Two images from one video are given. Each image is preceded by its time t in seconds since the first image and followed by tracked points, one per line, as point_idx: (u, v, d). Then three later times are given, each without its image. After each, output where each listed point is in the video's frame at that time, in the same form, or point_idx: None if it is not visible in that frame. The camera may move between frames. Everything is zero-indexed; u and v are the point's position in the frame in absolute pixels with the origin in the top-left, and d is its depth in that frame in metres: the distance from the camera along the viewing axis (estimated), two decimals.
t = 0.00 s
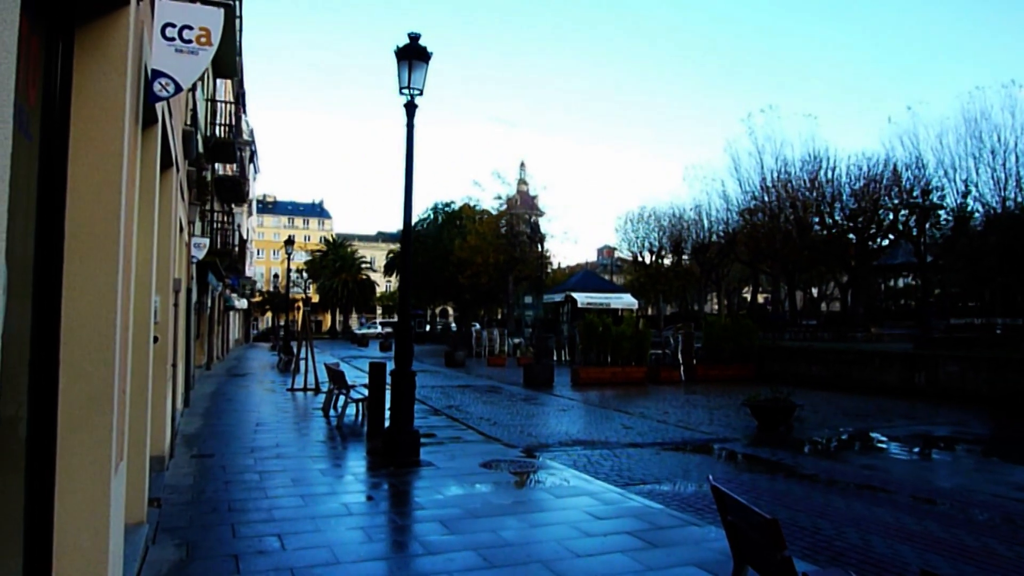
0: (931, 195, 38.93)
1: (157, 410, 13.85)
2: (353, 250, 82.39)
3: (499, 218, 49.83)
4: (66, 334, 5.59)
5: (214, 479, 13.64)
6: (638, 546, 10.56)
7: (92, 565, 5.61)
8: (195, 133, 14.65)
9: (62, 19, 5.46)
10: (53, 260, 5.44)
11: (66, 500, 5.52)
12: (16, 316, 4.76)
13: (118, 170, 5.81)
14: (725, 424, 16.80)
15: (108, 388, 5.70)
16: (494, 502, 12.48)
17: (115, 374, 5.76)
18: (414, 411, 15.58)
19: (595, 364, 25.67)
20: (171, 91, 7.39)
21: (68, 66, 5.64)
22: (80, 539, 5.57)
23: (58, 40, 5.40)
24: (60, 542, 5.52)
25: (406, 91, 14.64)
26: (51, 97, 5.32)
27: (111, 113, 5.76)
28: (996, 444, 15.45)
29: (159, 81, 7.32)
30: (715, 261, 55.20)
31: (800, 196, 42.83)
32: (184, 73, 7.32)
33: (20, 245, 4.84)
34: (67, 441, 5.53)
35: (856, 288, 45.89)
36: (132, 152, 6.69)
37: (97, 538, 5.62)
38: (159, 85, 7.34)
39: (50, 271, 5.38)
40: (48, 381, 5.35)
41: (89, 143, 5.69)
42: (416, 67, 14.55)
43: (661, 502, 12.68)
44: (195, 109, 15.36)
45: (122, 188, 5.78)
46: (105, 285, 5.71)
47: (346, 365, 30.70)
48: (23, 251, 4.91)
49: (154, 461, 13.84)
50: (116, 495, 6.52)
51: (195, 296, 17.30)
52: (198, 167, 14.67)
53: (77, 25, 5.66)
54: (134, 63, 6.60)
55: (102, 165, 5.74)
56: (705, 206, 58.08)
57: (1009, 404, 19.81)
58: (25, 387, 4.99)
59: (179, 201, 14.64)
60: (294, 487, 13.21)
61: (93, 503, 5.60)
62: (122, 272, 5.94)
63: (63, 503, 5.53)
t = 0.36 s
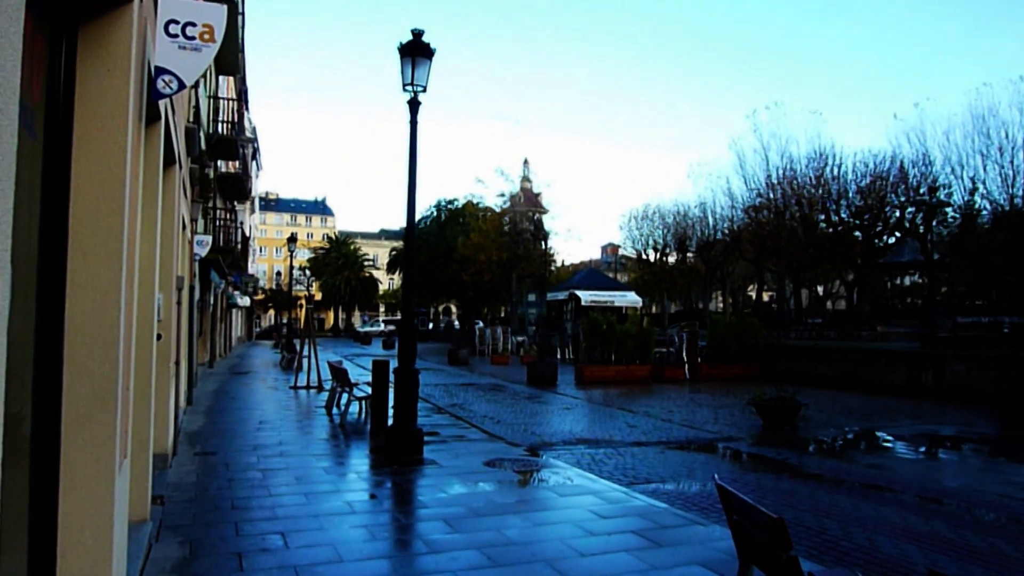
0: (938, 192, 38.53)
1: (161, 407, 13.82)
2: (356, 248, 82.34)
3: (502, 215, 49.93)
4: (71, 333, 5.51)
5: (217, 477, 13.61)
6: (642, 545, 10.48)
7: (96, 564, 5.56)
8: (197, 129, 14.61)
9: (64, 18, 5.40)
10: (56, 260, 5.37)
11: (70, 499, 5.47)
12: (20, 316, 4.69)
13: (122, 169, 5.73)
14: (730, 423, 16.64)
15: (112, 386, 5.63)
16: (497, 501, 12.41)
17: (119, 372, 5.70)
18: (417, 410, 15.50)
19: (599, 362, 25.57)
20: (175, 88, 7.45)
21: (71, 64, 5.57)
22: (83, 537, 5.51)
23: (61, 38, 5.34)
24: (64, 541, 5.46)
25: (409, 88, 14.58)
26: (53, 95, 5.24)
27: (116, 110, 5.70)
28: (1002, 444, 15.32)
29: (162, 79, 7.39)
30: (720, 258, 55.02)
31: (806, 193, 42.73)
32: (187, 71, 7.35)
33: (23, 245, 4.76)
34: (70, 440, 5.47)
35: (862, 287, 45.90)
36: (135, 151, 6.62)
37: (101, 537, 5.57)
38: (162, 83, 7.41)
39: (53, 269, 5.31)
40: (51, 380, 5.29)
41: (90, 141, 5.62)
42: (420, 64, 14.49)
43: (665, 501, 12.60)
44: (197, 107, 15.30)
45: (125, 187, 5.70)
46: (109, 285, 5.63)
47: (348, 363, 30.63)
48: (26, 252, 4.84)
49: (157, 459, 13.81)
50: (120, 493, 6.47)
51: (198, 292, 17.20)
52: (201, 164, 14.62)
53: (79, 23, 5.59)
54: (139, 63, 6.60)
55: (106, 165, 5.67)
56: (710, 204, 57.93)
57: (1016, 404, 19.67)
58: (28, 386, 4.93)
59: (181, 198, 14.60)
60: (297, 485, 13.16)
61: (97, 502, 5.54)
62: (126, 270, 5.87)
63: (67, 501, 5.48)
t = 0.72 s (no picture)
0: (956, 189, 38.09)
1: (162, 409, 13.55)
2: (360, 246, 81.86)
3: (509, 213, 49.57)
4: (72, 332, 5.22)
5: (218, 480, 13.33)
6: (652, 550, 10.16)
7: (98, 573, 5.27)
8: (200, 126, 14.34)
9: (62, 12, 5.10)
10: (55, 260, 5.08)
11: (69, 504, 5.18)
12: (19, 320, 4.42)
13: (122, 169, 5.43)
14: (742, 425, 16.20)
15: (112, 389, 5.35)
16: (504, 505, 12.09)
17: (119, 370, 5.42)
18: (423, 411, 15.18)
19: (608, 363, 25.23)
20: (177, 83, 7.10)
21: (69, 58, 5.26)
22: (86, 541, 5.22)
23: (60, 33, 5.06)
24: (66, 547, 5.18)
25: (415, 83, 14.29)
26: (52, 84, 4.97)
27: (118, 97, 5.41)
28: (1022, 447, 14.94)
29: (164, 74, 7.04)
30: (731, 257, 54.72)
31: (820, 190, 42.16)
32: (190, 66, 7.02)
33: (22, 239, 4.48)
34: (71, 444, 5.19)
35: (879, 286, 45.65)
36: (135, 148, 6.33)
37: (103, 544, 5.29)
38: (163, 78, 7.06)
39: (52, 263, 5.03)
40: (51, 382, 5.00)
41: (91, 130, 5.33)
42: (425, 58, 14.22)
43: (676, 505, 12.27)
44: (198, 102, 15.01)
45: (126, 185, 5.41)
46: (108, 287, 5.34)
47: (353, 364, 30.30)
48: (24, 252, 4.56)
49: (158, 462, 13.55)
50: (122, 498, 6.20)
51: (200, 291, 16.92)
52: (202, 161, 14.33)
53: (78, 18, 5.28)
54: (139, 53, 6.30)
55: (103, 163, 5.36)
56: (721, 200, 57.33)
57: None
58: (28, 387, 4.64)
59: (183, 196, 14.33)
60: (301, 488, 12.86)
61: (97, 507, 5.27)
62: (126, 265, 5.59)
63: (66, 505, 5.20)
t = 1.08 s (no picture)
0: (977, 184, 37.39)
1: (155, 412, 13.07)
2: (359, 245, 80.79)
3: (513, 210, 48.92)
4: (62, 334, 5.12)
5: (214, 486, 12.85)
6: (661, 558, 9.66)
7: None
8: (194, 121, 13.88)
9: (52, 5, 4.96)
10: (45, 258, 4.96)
11: (59, 508, 5.08)
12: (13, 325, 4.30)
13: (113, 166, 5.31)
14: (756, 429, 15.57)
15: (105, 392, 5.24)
16: (509, 512, 11.60)
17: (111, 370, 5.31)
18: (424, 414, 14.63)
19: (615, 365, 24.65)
20: (170, 79, 6.65)
21: (61, 53, 5.13)
22: (76, 549, 5.14)
23: (51, 27, 4.95)
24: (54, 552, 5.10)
25: (416, 77, 13.87)
26: (45, 81, 4.85)
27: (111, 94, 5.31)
28: None
29: (157, 68, 6.60)
30: (743, 256, 54.09)
31: (835, 185, 41.41)
32: (185, 61, 6.57)
33: (13, 235, 4.32)
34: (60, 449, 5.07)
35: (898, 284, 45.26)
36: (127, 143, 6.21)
37: (93, 548, 5.19)
38: (156, 73, 6.61)
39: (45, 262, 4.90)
40: (42, 385, 4.90)
41: (87, 130, 5.23)
42: (427, 50, 13.78)
43: (687, 512, 11.75)
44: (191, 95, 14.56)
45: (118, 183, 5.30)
46: (98, 284, 5.23)
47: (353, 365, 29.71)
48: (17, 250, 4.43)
49: (151, 467, 13.09)
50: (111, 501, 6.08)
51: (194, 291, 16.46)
52: (197, 157, 13.87)
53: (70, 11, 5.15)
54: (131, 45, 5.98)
55: (96, 159, 5.24)
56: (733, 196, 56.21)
57: None
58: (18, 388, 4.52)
59: (177, 194, 13.85)
60: (298, 495, 12.40)
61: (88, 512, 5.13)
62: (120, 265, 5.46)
63: (57, 510, 5.09)
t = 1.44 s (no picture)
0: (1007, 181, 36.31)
1: (140, 419, 12.32)
2: (356, 245, 78.91)
3: (517, 207, 46.91)
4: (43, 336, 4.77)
5: (200, 497, 12.08)
6: None
7: None
8: (181, 112, 13.13)
9: None
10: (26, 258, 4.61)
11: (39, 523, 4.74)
12: None
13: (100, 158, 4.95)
14: (772, 438, 14.75)
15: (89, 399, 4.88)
16: (512, 526, 10.85)
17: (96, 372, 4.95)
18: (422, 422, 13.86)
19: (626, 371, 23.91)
20: (158, 68, 6.33)
21: (44, 40, 4.78)
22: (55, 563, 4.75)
23: (34, 10, 4.60)
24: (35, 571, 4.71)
25: (415, 66, 13.17)
26: (27, 69, 4.56)
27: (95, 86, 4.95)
28: None
29: (143, 57, 6.26)
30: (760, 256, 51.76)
31: (857, 182, 39.88)
32: (172, 48, 6.23)
33: None
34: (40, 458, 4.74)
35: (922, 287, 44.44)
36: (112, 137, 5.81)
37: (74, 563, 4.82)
38: (143, 62, 6.28)
39: (24, 259, 4.58)
40: (18, 392, 4.55)
41: (71, 123, 4.88)
42: (426, 38, 13.08)
43: (700, 526, 10.98)
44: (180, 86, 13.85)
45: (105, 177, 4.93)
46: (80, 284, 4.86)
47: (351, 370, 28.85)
48: None
49: (135, 477, 12.34)
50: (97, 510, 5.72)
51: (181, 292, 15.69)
52: (184, 150, 13.11)
53: None
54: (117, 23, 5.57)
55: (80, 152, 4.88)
56: (749, 193, 54.05)
57: None
58: None
59: (163, 188, 13.08)
60: (291, 507, 11.65)
61: (70, 521, 4.80)
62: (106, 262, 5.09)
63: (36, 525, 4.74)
